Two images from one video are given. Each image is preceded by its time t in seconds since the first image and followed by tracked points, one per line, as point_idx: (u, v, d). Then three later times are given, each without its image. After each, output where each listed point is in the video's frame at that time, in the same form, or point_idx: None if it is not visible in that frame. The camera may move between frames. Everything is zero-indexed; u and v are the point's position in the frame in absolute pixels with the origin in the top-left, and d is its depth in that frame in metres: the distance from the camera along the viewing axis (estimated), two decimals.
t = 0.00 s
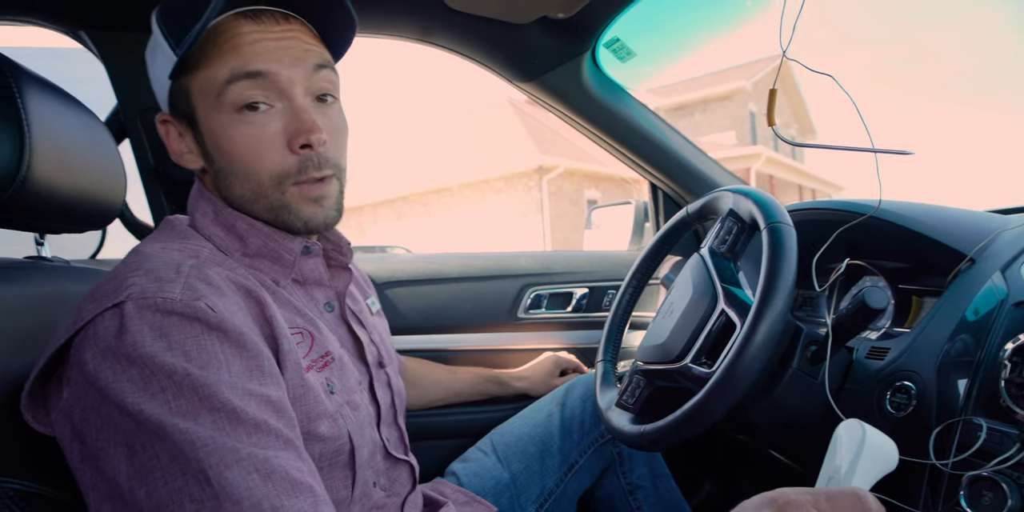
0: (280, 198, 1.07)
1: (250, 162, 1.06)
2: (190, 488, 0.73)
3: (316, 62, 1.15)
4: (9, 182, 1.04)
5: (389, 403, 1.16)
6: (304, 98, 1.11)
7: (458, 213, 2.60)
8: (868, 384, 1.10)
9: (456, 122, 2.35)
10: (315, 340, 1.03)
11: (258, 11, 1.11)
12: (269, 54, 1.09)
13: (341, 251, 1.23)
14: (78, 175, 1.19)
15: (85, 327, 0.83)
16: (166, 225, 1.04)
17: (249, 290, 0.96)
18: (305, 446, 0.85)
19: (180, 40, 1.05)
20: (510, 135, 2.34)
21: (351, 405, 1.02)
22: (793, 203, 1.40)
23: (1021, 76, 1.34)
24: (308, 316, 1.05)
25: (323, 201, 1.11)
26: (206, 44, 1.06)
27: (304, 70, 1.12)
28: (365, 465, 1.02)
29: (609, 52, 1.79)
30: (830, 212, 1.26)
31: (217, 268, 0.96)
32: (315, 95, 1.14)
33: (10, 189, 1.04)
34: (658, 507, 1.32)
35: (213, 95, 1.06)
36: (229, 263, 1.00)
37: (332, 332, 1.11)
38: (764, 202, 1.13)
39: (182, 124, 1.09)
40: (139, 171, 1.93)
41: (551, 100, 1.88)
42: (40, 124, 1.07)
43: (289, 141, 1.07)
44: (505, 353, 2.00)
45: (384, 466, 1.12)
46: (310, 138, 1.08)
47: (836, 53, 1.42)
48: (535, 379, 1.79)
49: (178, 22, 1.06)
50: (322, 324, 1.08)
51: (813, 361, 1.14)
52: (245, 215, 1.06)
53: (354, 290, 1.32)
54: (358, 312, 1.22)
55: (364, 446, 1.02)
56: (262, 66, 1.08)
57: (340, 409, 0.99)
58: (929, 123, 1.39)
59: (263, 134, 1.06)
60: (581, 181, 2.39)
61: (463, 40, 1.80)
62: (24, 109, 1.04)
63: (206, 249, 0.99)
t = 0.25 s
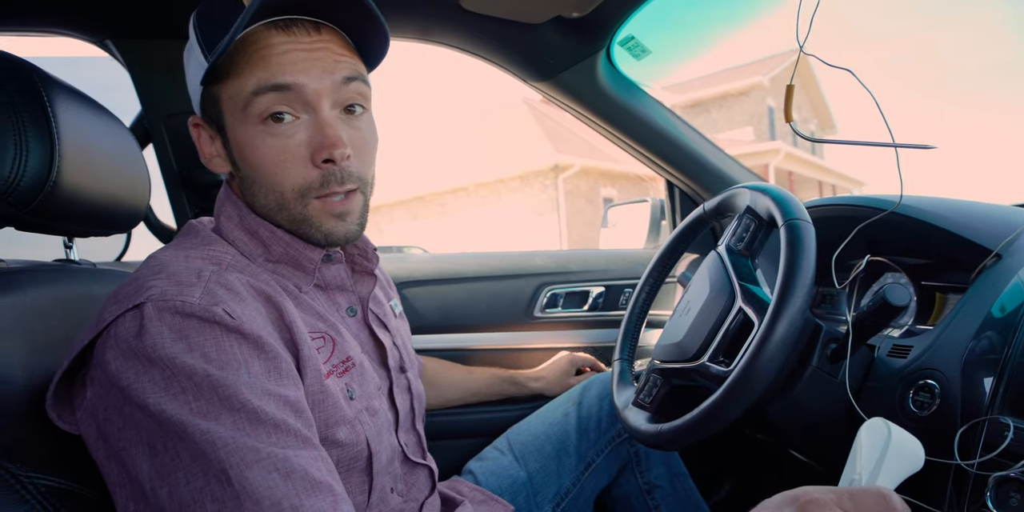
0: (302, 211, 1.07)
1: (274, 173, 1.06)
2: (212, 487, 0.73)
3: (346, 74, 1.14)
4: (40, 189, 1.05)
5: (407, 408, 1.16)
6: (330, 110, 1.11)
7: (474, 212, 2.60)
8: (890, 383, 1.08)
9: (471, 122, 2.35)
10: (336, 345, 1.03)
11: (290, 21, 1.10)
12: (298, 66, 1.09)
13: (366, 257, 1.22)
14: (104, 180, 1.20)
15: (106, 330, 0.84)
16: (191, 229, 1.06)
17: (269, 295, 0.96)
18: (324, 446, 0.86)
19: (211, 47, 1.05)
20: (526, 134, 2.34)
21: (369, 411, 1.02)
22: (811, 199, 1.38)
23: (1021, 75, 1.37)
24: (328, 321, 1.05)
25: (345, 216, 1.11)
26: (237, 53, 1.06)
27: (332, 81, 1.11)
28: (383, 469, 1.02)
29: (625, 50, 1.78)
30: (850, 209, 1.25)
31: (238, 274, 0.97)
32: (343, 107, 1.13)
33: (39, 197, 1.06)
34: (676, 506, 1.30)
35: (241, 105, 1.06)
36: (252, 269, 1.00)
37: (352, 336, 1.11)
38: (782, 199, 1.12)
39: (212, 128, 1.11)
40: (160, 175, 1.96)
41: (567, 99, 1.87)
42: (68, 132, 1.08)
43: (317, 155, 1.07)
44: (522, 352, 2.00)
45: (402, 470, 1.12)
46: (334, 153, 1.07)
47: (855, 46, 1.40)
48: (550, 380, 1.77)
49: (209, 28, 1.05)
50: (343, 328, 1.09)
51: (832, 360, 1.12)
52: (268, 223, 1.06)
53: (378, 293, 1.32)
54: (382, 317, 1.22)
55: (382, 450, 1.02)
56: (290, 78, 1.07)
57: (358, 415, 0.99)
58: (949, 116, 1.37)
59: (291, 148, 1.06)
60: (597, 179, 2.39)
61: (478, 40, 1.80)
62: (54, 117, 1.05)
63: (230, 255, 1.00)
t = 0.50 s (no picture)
0: (307, 212, 1.07)
1: (279, 174, 1.06)
2: (217, 486, 0.73)
3: (352, 75, 1.14)
4: (45, 189, 1.05)
5: (410, 408, 1.17)
6: (336, 111, 1.11)
7: (476, 212, 2.60)
8: (894, 383, 1.08)
9: (474, 122, 2.35)
10: (342, 346, 1.03)
11: (296, 22, 1.10)
12: (304, 67, 1.09)
13: (371, 260, 1.23)
14: (109, 180, 1.20)
15: (112, 329, 0.84)
16: (196, 229, 1.06)
17: (274, 295, 0.96)
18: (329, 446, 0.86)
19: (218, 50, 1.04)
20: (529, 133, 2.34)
21: (374, 412, 1.02)
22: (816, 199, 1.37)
23: (1020, 74, 1.37)
24: (333, 320, 1.06)
25: (350, 218, 1.11)
26: (243, 54, 1.06)
27: (338, 82, 1.11)
28: (387, 468, 1.02)
29: (628, 50, 1.78)
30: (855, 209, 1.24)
31: (245, 274, 0.97)
32: (348, 109, 1.13)
33: (45, 197, 1.06)
34: (678, 507, 1.30)
35: (247, 107, 1.06)
36: (259, 268, 1.00)
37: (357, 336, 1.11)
38: (785, 199, 1.11)
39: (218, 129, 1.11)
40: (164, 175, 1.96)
41: (570, 99, 1.87)
42: (73, 132, 1.09)
43: (323, 160, 1.07)
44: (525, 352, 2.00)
45: (407, 471, 1.12)
46: (339, 154, 1.07)
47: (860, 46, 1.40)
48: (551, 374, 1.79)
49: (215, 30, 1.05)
50: (348, 328, 1.09)
51: (837, 361, 1.11)
52: (275, 224, 1.07)
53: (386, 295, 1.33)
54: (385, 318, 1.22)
55: (386, 449, 1.02)
56: (296, 79, 1.07)
57: (364, 415, 0.99)
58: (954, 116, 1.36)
59: (296, 151, 1.06)
60: (600, 179, 2.38)
61: (481, 40, 1.80)
62: (59, 118, 1.05)
63: (236, 255, 1.00)
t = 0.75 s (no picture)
0: (313, 210, 1.07)
1: (285, 173, 1.06)
2: (221, 485, 0.73)
3: (357, 76, 1.14)
4: (51, 189, 1.05)
5: (414, 408, 1.16)
6: (342, 110, 1.11)
7: (479, 214, 2.60)
8: (898, 387, 1.07)
9: (478, 123, 2.35)
10: (347, 343, 1.03)
11: (302, 22, 1.10)
12: (311, 67, 1.09)
13: (374, 259, 1.22)
14: (114, 181, 1.20)
15: (118, 326, 0.84)
16: (203, 229, 1.06)
17: (279, 293, 0.96)
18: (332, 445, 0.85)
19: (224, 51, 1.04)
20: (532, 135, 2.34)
21: (377, 410, 1.02)
22: (819, 202, 1.37)
23: (1020, 76, 1.38)
24: (337, 319, 1.06)
25: (356, 213, 1.11)
26: (249, 55, 1.06)
27: (344, 82, 1.11)
28: (390, 467, 1.02)
29: (632, 52, 1.78)
30: (859, 212, 1.24)
31: (249, 271, 0.97)
32: (354, 108, 1.13)
33: (51, 197, 1.06)
34: (681, 509, 1.30)
35: (252, 106, 1.06)
36: (264, 267, 1.01)
37: (361, 335, 1.11)
38: (790, 201, 1.11)
39: (222, 129, 1.11)
40: (169, 175, 1.96)
41: (574, 101, 1.87)
42: (79, 133, 1.09)
43: (328, 155, 1.07)
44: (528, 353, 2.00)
45: (409, 470, 1.12)
46: (346, 153, 1.07)
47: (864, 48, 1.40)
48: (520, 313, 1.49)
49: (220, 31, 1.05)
50: (353, 327, 1.09)
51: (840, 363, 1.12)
52: (278, 223, 1.07)
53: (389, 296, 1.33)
54: (388, 318, 1.22)
55: (389, 449, 1.02)
56: (302, 79, 1.07)
57: (368, 412, 1.00)
58: (958, 119, 1.36)
59: (302, 150, 1.06)
60: (603, 181, 2.38)
61: (486, 41, 1.80)
62: (66, 119, 1.05)
63: (240, 253, 1.00)
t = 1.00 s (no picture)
0: (312, 205, 1.07)
1: (283, 169, 1.06)
2: (221, 485, 0.73)
3: (355, 73, 1.14)
4: (52, 187, 1.05)
5: (414, 404, 1.16)
6: (340, 107, 1.11)
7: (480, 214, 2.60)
8: (900, 387, 1.08)
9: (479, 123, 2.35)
10: (345, 340, 1.03)
11: (300, 20, 1.11)
12: (309, 64, 1.09)
13: (370, 253, 1.22)
14: (115, 179, 1.20)
15: (117, 326, 0.84)
16: (200, 227, 1.05)
17: (278, 290, 0.96)
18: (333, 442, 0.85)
19: (223, 46, 1.04)
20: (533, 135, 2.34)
21: (377, 406, 1.02)
22: (821, 202, 1.37)
23: (1021, 79, 1.39)
24: (336, 316, 1.05)
25: (354, 209, 1.10)
26: (248, 52, 1.06)
27: (342, 80, 1.11)
28: (390, 463, 1.02)
29: (633, 52, 1.78)
30: (861, 212, 1.24)
31: (248, 270, 0.97)
32: (352, 106, 1.13)
33: (52, 195, 1.06)
34: (681, 509, 1.30)
35: (251, 103, 1.06)
36: (262, 264, 1.01)
37: (361, 332, 1.11)
38: (791, 202, 1.11)
39: (217, 126, 1.10)
40: (169, 174, 1.96)
41: (575, 101, 1.87)
42: (80, 131, 1.08)
43: (327, 151, 1.07)
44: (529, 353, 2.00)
45: (409, 466, 1.12)
46: (345, 149, 1.07)
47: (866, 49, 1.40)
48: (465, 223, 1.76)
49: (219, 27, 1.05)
50: (352, 324, 1.09)
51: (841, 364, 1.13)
52: (277, 220, 1.06)
53: (383, 292, 1.32)
54: (386, 316, 1.22)
55: (389, 446, 1.01)
56: (301, 75, 1.07)
57: (369, 408, 0.99)
58: (958, 120, 1.37)
59: (300, 145, 1.06)
60: (603, 181, 2.38)
61: (487, 41, 1.81)
62: (67, 118, 1.05)
63: (239, 250, 1.00)
